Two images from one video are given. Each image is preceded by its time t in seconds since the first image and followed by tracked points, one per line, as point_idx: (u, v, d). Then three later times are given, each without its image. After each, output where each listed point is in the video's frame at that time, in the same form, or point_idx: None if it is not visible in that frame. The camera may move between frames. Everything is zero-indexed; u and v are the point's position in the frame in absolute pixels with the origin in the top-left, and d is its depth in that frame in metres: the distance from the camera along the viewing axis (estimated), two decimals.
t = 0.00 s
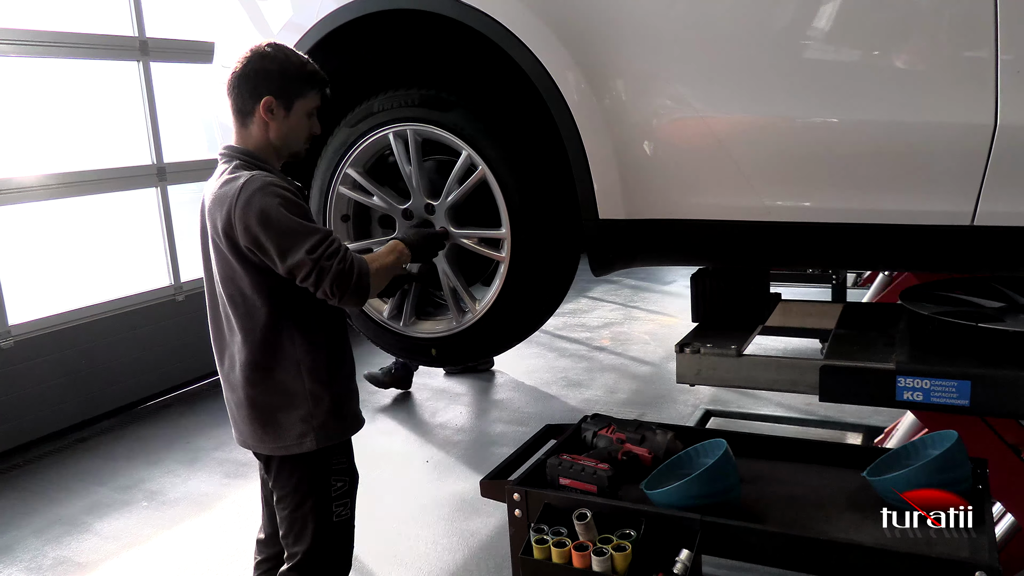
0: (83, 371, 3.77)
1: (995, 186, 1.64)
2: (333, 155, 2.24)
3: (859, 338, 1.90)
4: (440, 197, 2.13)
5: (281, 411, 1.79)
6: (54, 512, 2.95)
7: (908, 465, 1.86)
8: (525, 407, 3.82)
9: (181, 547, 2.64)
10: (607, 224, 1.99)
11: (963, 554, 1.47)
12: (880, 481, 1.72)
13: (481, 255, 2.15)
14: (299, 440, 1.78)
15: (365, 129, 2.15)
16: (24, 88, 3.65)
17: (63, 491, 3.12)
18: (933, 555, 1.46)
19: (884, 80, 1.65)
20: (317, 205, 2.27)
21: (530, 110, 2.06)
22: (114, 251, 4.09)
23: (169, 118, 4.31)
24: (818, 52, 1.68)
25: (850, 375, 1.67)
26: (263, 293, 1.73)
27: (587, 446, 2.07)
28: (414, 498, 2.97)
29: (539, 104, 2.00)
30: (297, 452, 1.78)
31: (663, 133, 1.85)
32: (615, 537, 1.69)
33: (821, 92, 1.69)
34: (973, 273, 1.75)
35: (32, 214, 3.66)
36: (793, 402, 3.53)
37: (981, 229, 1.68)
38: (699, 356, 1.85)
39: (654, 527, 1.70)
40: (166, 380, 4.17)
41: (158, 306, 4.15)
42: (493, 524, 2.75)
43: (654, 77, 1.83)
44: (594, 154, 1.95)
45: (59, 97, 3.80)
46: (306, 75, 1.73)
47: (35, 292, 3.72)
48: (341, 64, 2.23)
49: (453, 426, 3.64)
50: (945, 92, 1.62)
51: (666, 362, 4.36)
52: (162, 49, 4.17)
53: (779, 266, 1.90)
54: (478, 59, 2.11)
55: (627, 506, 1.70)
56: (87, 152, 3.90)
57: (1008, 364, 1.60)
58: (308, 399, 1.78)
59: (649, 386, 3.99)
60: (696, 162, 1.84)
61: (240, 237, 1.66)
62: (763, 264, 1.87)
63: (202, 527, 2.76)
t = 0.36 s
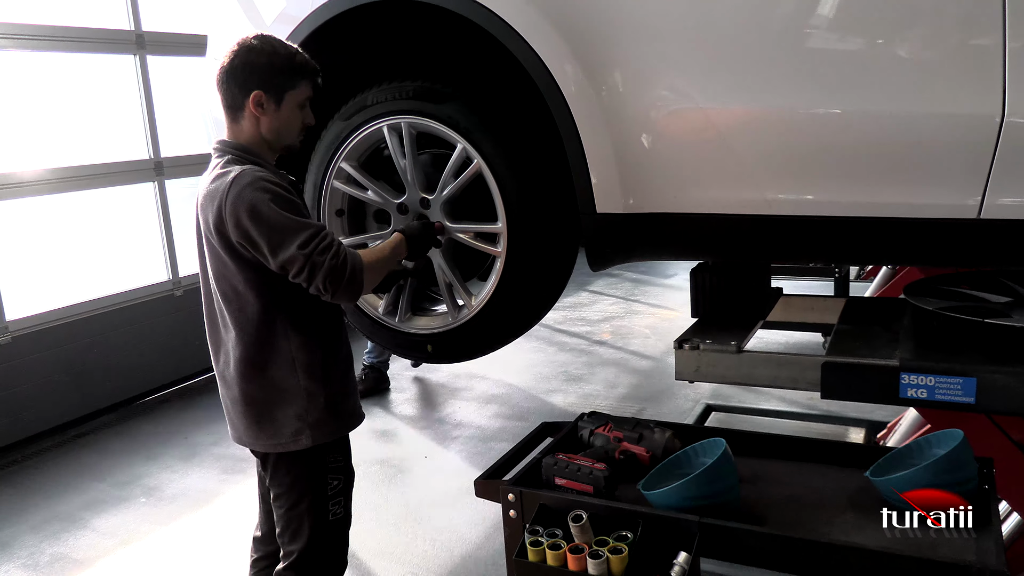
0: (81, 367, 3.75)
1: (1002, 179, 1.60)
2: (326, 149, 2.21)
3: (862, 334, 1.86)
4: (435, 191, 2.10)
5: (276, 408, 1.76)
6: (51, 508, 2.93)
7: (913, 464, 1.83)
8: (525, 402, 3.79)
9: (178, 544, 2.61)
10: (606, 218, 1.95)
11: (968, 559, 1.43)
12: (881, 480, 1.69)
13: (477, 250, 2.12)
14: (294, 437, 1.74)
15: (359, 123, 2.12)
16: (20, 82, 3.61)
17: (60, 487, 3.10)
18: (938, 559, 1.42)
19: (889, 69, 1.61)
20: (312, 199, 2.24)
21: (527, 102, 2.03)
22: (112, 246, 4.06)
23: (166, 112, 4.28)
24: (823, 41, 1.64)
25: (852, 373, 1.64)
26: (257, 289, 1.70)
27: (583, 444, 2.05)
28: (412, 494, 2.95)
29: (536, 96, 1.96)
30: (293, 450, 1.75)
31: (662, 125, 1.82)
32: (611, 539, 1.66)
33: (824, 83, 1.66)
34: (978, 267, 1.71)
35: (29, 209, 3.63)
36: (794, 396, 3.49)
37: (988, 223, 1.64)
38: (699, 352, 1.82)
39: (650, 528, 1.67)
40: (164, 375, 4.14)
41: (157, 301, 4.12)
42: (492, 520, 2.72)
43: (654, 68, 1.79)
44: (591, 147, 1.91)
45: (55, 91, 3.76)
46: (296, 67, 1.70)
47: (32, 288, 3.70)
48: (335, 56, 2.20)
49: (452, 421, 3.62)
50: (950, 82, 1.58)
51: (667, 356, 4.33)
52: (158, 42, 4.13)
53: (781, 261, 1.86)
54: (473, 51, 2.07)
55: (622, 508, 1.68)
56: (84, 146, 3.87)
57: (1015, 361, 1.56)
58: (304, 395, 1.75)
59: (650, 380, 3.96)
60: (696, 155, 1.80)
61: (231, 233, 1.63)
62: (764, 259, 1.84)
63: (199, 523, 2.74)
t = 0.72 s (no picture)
0: (90, 359, 3.75)
1: None
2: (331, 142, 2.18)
3: (876, 335, 1.81)
4: (440, 186, 2.06)
5: (282, 404, 1.72)
6: (58, 500, 2.93)
7: (930, 473, 1.77)
8: (534, 399, 3.75)
9: (182, 538, 2.60)
10: (614, 215, 1.91)
11: None
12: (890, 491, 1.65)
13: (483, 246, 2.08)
14: (300, 433, 1.71)
15: (364, 116, 2.09)
16: (31, 72, 3.60)
17: (68, 479, 3.09)
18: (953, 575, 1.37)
19: (908, 63, 1.55)
20: (316, 193, 2.21)
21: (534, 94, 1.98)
22: (122, 238, 4.05)
23: (176, 104, 4.26)
24: (840, 33, 1.58)
25: (866, 376, 1.59)
26: (262, 282, 1.66)
27: (588, 448, 2.03)
28: (419, 491, 2.92)
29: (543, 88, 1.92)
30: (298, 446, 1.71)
31: (671, 120, 1.77)
32: (613, 549, 1.63)
33: (841, 76, 1.60)
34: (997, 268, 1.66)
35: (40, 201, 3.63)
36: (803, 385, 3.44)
37: (1010, 222, 1.58)
38: (707, 354, 1.77)
39: (654, 536, 1.63)
40: (173, 368, 4.14)
41: (166, 293, 4.11)
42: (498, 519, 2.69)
43: (664, 61, 1.74)
44: (599, 142, 1.87)
45: (65, 82, 3.75)
46: (295, 56, 1.66)
47: (42, 279, 3.69)
48: (340, 47, 2.16)
49: (460, 417, 3.59)
50: (972, 76, 1.51)
51: (677, 353, 4.28)
52: (168, 33, 4.11)
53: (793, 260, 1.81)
54: (480, 42, 2.03)
55: (627, 514, 1.65)
56: (94, 138, 3.86)
57: None
58: (310, 391, 1.71)
59: (660, 378, 3.91)
60: (705, 151, 1.76)
61: (238, 223, 1.59)
62: (776, 257, 1.79)
63: (204, 518, 2.73)
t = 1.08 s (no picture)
0: (103, 356, 3.75)
1: None
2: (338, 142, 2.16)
3: (895, 347, 1.75)
4: (448, 188, 2.03)
5: (276, 411, 1.70)
6: (66, 498, 2.93)
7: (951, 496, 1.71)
8: (546, 402, 3.71)
9: (187, 539, 2.58)
10: (624, 220, 1.86)
11: None
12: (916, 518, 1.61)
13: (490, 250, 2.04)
14: (292, 441, 1.68)
15: (371, 116, 2.06)
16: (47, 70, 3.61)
17: (77, 477, 3.10)
18: None
19: (933, 66, 1.49)
20: (322, 193, 2.19)
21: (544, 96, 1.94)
22: (136, 236, 4.06)
23: (191, 102, 4.27)
24: (862, 34, 1.52)
25: (882, 390, 1.53)
26: (257, 286, 1.63)
27: (592, 459, 1.99)
28: (428, 495, 2.88)
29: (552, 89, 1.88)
30: (290, 455, 1.69)
31: (682, 124, 1.72)
32: (614, 569, 1.57)
33: (861, 79, 1.55)
34: None
35: (55, 197, 3.64)
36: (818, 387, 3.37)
37: None
38: (719, 364, 1.72)
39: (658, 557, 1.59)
40: (186, 366, 4.14)
41: (179, 291, 4.12)
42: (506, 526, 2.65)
43: (679, 62, 1.69)
44: (609, 145, 1.82)
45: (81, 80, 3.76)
46: (268, 48, 1.59)
47: (56, 276, 3.70)
48: (349, 47, 2.13)
49: (471, 420, 3.55)
50: (1000, 81, 1.45)
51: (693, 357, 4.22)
52: (184, 31, 4.11)
53: (809, 268, 1.76)
54: (489, 42, 1.99)
55: (631, 533, 1.60)
56: (109, 135, 3.87)
57: None
58: (304, 399, 1.68)
59: (675, 383, 3.85)
60: (719, 155, 1.70)
61: (233, 227, 1.57)
62: (792, 265, 1.73)
63: (211, 519, 2.71)
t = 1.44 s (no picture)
0: (140, 339, 3.82)
1: None
2: (364, 130, 2.15)
3: (935, 347, 1.68)
4: (473, 176, 2.00)
5: (296, 401, 1.69)
6: (101, 480, 2.99)
7: (992, 505, 1.68)
8: (577, 394, 3.67)
9: (215, 523, 2.61)
10: (654, 212, 1.81)
11: None
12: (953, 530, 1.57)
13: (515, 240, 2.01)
14: (311, 432, 1.67)
15: (396, 103, 2.05)
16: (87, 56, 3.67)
17: (112, 459, 3.16)
18: None
19: (986, 53, 1.41)
20: (348, 182, 2.18)
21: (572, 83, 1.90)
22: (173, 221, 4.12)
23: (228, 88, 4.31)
24: (910, 19, 1.45)
25: (918, 393, 1.47)
26: (279, 275, 1.62)
27: (615, 459, 1.98)
28: (455, 485, 2.87)
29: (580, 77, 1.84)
30: (310, 445, 1.68)
31: (715, 113, 1.67)
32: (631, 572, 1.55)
33: (907, 67, 1.47)
34: None
35: (94, 182, 3.71)
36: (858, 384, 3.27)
37: None
38: (748, 362, 1.67)
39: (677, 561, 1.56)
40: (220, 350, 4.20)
41: (214, 276, 4.17)
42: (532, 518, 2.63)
43: (713, 49, 1.63)
44: (638, 134, 1.77)
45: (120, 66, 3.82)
46: (289, 32, 1.58)
47: (95, 260, 3.77)
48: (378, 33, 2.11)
49: (501, 410, 3.53)
50: None
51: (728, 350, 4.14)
52: (221, 17, 4.15)
53: (846, 264, 1.69)
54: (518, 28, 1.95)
55: (649, 537, 1.57)
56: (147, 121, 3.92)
57: None
58: (324, 390, 1.67)
59: (709, 377, 3.78)
60: (753, 145, 1.64)
61: (254, 213, 1.55)
62: (827, 261, 1.67)
63: (239, 503, 2.74)
